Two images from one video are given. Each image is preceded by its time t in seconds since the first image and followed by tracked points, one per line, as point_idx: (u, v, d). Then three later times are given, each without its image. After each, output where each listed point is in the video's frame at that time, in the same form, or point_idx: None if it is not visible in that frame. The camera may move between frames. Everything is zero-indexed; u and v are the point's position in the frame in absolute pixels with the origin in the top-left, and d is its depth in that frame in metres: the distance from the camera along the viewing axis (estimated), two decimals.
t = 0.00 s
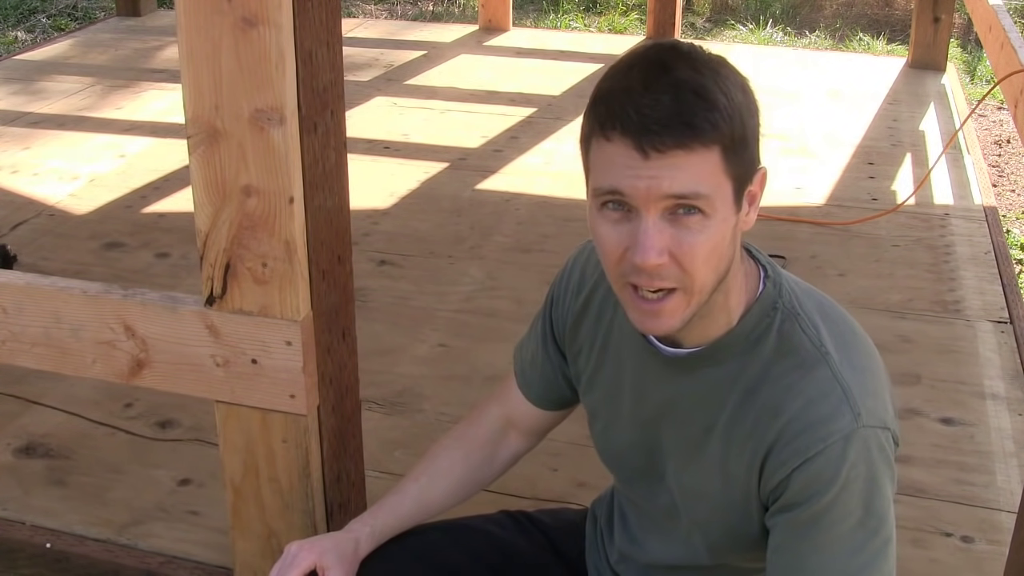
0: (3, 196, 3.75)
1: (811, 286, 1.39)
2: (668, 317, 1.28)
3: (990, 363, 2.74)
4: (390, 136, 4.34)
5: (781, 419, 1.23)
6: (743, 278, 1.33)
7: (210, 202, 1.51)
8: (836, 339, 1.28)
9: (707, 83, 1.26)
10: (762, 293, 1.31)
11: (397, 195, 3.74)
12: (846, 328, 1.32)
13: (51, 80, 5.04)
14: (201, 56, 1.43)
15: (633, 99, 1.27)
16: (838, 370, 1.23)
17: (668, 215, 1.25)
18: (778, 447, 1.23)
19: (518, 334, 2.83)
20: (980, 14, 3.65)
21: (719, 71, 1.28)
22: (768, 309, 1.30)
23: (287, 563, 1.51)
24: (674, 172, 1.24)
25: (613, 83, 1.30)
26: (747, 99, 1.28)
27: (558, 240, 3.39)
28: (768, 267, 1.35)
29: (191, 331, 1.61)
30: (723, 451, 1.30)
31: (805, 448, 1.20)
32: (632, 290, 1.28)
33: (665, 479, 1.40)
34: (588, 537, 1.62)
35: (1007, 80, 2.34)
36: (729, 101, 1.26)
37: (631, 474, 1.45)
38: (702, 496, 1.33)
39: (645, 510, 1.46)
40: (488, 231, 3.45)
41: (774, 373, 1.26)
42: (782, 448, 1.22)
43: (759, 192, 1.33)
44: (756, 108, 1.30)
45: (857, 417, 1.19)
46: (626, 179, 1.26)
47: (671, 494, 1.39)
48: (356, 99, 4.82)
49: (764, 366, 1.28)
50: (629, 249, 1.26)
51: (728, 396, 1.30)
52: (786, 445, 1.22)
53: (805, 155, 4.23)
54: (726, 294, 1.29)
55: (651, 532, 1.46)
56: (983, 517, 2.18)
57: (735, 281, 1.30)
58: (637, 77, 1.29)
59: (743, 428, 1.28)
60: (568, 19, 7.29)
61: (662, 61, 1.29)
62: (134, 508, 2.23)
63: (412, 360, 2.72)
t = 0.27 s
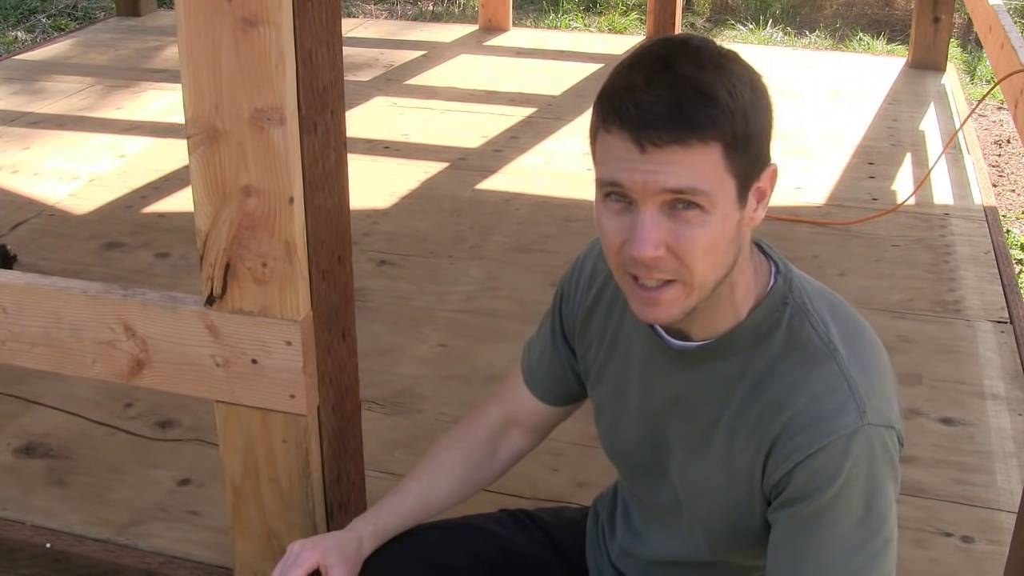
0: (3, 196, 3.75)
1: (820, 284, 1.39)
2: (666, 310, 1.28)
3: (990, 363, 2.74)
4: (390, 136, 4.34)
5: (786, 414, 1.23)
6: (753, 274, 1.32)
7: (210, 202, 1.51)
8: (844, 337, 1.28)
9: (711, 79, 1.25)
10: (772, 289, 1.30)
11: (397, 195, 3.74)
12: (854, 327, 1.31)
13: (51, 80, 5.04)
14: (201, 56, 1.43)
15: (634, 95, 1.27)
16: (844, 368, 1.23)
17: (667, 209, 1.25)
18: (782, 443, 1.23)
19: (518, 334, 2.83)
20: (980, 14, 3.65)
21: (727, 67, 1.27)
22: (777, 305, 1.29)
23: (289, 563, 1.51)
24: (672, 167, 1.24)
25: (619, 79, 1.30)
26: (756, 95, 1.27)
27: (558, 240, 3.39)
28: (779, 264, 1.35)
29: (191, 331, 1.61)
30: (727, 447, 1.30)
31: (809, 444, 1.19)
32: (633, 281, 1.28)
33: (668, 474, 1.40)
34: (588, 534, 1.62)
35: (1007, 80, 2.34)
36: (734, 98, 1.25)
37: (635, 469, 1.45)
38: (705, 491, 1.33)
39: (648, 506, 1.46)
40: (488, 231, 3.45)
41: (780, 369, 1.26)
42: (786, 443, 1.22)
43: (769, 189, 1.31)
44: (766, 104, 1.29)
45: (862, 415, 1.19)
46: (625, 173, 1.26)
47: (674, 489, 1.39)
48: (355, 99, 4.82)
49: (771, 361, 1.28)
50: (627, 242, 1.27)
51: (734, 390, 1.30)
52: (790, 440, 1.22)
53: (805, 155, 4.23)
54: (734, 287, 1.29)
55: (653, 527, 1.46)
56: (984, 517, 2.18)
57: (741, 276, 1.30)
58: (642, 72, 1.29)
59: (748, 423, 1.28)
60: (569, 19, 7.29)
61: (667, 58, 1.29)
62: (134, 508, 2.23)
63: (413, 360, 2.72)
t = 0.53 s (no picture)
0: (3, 196, 3.75)
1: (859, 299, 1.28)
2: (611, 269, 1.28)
3: (990, 363, 2.74)
4: (390, 136, 4.34)
5: (789, 418, 1.16)
6: (776, 276, 1.24)
7: (210, 202, 1.51)
8: (869, 350, 1.19)
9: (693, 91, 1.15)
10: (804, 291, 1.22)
11: (397, 195, 3.74)
12: (885, 342, 1.22)
13: (51, 80, 5.04)
14: (201, 56, 1.43)
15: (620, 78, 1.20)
16: (859, 381, 1.15)
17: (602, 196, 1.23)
18: (782, 446, 1.15)
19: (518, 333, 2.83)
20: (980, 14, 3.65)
21: (733, 78, 1.15)
22: (803, 307, 1.21)
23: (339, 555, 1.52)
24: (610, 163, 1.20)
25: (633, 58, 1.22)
26: (748, 116, 1.14)
27: (558, 240, 3.39)
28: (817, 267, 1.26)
29: (191, 331, 1.61)
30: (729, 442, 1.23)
31: (808, 453, 1.12)
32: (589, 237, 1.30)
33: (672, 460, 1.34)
34: (595, 526, 1.57)
35: (1007, 81, 2.34)
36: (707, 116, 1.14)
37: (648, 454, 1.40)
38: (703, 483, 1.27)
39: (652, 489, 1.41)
40: (488, 230, 3.45)
41: (791, 369, 1.18)
42: (785, 450, 1.15)
43: (753, 218, 1.18)
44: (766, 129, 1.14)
45: (867, 431, 1.11)
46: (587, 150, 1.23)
47: (676, 477, 1.34)
48: (355, 99, 4.82)
49: (783, 362, 1.20)
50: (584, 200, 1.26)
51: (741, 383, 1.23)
52: (790, 445, 1.14)
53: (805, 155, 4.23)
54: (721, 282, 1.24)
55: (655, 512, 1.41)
56: (984, 517, 2.18)
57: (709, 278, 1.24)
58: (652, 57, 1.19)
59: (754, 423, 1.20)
60: (569, 19, 7.29)
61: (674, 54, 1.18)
62: (134, 508, 2.23)
63: (412, 360, 2.72)
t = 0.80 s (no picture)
0: (3, 196, 3.75)
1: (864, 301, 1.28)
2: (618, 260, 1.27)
3: (990, 363, 2.74)
4: (390, 136, 4.34)
5: (792, 419, 1.16)
6: (784, 275, 1.23)
7: (210, 201, 1.51)
8: (873, 354, 1.18)
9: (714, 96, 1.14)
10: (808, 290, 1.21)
11: (397, 195, 3.74)
12: (889, 345, 1.21)
13: (51, 80, 5.04)
14: (201, 55, 1.43)
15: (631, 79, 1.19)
16: (862, 384, 1.14)
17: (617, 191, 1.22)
18: (784, 448, 1.15)
19: (518, 333, 2.83)
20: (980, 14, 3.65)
21: (731, 75, 1.14)
22: (806, 307, 1.21)
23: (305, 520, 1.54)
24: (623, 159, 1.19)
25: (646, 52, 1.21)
26: (765, 121, 1.14)
27: (558, 240, 3.39)
28: (827, 266, 1.25)
29: (191, 331, 1.61)
30: (731, 441, 1.23)
31: (809, 456, 1.12)
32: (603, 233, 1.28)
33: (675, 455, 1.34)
34: (598, 526, 1.56)
35: (1007, 81, 2.34)
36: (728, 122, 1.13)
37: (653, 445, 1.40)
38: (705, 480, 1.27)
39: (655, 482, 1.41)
40: (488, 231, 3.45)
41: (795, 370, 1.18)
42: (787, 451, 1.15)
43: (761, 209, 1.18)
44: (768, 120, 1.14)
45: (868, 435, 1.11)
46: (601, 142, 1.21)
47: (678, 471, 1.34)
48: (355, 99, 4.82)
49: (786, 362, 1.20)
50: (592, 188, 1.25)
51: (745, 382, 1.23)
52: (792, 448, 1.14)
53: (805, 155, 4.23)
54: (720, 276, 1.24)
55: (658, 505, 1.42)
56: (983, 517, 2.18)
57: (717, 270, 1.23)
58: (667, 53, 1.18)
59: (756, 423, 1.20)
60: (569, 19, 7.29)
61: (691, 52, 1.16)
62: (134, 508, 2.23)
63: (412, 360, 2.72)
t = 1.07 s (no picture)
0: (3, 196, 3.75)
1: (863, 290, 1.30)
2: (717, 301, 1.20)
3: (990, 363, 2.74)
4: (390, 136, 4.34)
5: (805, 405, 1.16)
6: (792, 263, 1.26)
7: (210, 201, 1.51)
8: (878, 341, 1.20)
9: (749, 64, 1.19)
10: (812, 280, 1.23)
11: (397, 195, 3.74)
12: (891, 334, 1.23)
13: (51, 80, 5.04)
14: (201, 56, 1.43)
15: (674, 86, 1.20)
16: (872, 369, 1.16)
17: (717, 198, 1.17)
18: (797, 434, 1.15)
19: (518, 333, 2.83)
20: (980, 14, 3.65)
21: (763, 53, 1.21)
22: (813, 296, 1.22)
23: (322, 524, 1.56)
24: (720, 158, 1.16)
25: (657, 74, 1.23)
26: (789, 78, 1.21)
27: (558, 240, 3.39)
28: (823, 259, 1.27)
29: (192, 332, 1.61)
30: (739, 434, 1.23)
31: (824, 441, 1.12)
32: (686, 275, 1.20)
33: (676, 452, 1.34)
34: (592, 527, 1.56)
35: (1007, 81, 2.34)
36: (772, 81, 1.19)
37: (650, 443, 1.40)
38: (708, 476, 1.27)
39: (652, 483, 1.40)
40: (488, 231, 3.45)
41: (804, 358, 1.19)
42: (802, 437, 1.15)
43: (804, 171, 1.25)
44: (800, 91, 1.23)
45: (881, 417, 1.11)
46: (674, 167, 1.18)
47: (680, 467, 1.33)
48: (355, 99, 4.82)
49: (793, 351, 1.20)
50: (678, 234, 1.19)
51: (753, 374, 1.23)
52: (805, 434, 1.15)
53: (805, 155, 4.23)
54: (772, 273, 1.22)
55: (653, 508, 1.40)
56: (983, 517, 2.18)
57: (781, 261, 1.23)
58: (681, 57, 1.22)
59: (763, 413, 1.21)
60: (569, 19, 7.29)
61: (702, 45, 1.22)
62: (134, 509, 2.23)
63: (412, 360, 2.72)
